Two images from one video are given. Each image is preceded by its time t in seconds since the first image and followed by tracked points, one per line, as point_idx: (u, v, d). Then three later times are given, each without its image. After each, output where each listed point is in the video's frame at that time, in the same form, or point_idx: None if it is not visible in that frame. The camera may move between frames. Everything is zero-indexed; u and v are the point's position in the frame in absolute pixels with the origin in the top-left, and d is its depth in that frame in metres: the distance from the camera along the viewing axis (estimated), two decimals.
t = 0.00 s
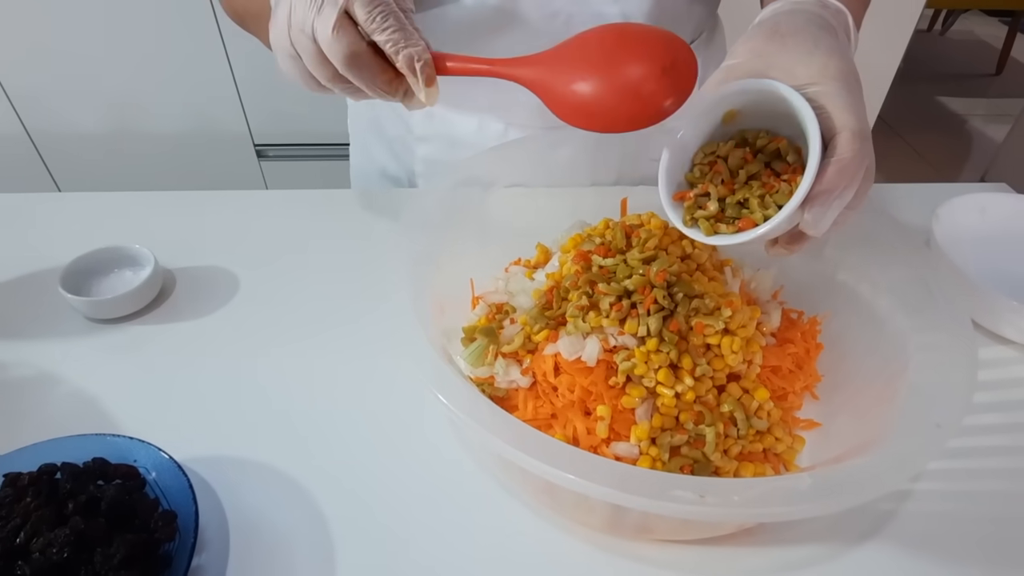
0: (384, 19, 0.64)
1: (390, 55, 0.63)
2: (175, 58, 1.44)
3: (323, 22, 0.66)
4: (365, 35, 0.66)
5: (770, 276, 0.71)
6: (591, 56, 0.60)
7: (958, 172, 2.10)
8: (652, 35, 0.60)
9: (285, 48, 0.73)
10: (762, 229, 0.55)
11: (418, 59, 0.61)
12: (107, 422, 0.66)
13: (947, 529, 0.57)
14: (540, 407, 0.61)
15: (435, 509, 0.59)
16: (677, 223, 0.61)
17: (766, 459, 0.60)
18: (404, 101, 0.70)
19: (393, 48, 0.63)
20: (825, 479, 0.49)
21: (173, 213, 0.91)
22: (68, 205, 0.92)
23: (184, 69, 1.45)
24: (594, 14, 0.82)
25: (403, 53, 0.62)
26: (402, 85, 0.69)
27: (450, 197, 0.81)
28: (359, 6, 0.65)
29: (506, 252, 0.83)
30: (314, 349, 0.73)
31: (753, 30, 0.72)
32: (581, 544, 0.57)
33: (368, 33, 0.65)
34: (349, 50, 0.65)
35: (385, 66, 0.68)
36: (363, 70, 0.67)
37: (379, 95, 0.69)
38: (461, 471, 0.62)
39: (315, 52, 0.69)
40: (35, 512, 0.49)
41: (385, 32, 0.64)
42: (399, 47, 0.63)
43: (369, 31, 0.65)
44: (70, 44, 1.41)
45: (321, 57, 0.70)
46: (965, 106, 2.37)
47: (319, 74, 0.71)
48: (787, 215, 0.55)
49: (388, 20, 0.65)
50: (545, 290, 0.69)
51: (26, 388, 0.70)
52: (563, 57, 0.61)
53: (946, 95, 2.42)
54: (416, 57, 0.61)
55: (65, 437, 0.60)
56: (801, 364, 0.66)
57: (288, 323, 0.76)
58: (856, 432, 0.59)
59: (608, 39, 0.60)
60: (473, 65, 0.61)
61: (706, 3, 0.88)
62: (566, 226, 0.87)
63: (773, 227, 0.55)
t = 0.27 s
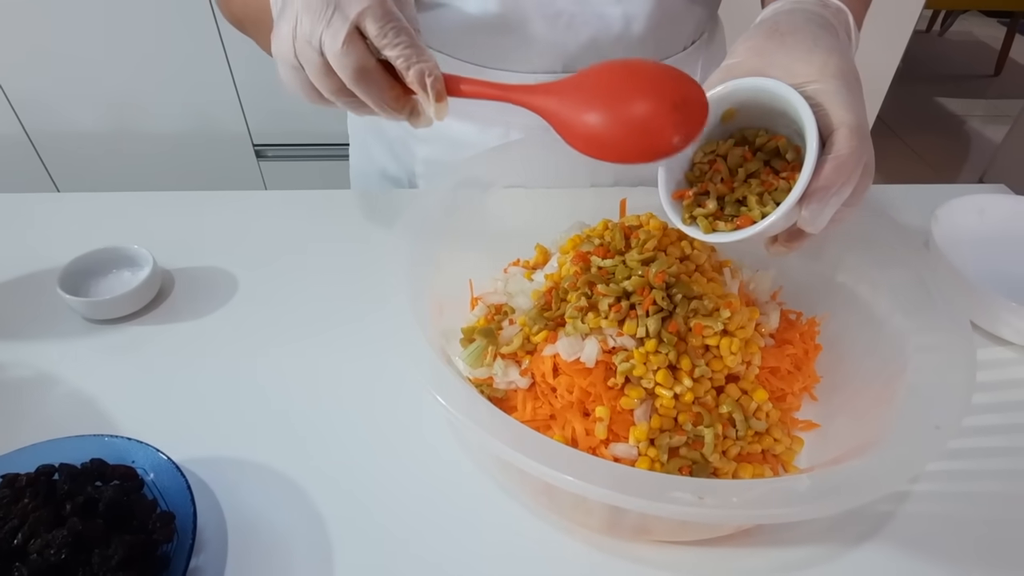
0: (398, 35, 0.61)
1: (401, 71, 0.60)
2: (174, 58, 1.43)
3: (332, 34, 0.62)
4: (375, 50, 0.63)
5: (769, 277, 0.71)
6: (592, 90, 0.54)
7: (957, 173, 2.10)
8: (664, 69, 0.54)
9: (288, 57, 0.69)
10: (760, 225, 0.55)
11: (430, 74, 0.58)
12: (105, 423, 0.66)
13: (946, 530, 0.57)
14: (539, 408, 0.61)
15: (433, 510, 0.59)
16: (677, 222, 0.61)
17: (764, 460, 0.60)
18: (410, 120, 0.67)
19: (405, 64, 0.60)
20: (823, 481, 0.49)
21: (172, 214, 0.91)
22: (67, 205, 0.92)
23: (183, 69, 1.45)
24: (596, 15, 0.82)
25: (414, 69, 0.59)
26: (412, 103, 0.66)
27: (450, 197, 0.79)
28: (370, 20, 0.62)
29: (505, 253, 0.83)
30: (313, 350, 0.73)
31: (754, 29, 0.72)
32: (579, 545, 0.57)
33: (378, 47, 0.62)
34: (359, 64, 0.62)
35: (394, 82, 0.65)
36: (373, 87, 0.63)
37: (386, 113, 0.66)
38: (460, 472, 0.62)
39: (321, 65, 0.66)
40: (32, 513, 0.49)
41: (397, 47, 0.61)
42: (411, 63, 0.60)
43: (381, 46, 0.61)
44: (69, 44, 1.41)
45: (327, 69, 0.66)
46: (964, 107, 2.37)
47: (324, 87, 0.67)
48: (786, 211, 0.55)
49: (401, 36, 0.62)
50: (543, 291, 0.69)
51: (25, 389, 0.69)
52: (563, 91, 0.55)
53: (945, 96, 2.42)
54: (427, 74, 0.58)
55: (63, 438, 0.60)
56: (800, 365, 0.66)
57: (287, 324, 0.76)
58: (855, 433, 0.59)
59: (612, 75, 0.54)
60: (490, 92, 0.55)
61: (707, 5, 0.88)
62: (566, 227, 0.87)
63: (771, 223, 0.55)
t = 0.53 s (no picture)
0: (440, 38, 0.56)
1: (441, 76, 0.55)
2: (174, 58, 1.43)
3: (370, 29, 0.55)
4: (411, 52, 0.57)
5: (769, 277, 0.71)
6: (637, 120, 0.57)
7: (957, 173, 2.10)
8: (688, 99, 0.57)
9: (307, 54, 0.59)
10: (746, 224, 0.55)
11: (473, 80, 0.55)
12: (103, 423, 0.66)
13: (947, 532, 0.57)
14: (539, 408, 0.61)
15: (433, 511, 0.59)
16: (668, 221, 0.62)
17: (765, 461, 0.60)
18: (437, 133, 0.60)
19: (446, 68, 0.55)
20: (824, 483, 0.48)
21: (171, 213, 0.91)
22: (65, 204, 0.92)
23: (183, 69, 1.45)
24: (597, 15, 0.82)
25: (457, 75, 0.55)
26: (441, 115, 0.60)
27: (450, 197, 0.79)
28: (413, 21, 0.56)
29: (505, 253, 0.83)
30: (312, 350, 0.73)
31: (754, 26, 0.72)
32: (579, 546, 0.57)
33: (419, 50, 0.56)
34: (396, 63, 0.55)
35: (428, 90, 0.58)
36: (412, 89, 0.56)
37: (413, 125, 0.58)
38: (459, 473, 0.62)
39: (352, 62, 0.57)
40: (29, 514, 0.49)
41: (440, 51, 0.56)
42: (452, 68, 0.55)
43: (422, 47, 0.56)
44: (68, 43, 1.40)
45: (357, 67, 0.57)
46: (964, 107, 2.37)
47: (347, 88, 0.58)
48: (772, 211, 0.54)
49: (445, 40, 0.57)
50: (543, 291, 0.69)
51: (23, 389, 0.69)
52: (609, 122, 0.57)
53: (945, 96, 2.42)
54: (470, 80, 0.55)
55: (60, 438, 0.60)
56: (800, 366, 0.65)
57: (286, 324, 0.76)
58: (856, 434, 0.59)
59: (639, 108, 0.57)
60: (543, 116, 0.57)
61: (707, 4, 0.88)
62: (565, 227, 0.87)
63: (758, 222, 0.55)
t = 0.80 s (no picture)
0: (489, 44, 0.52)
1: (492, 83, 0.51)
2: (173, 57, 1.43)
3: (413, 34, 0.50)
4: (458, 58, 0.52)
5: (769, 276, 0.70)
6: (683, 120, 0.56)
7: (957, 173, 2.10)
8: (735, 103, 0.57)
9: (335, 61, 0.52)
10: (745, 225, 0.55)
11: (526, 87, 0.51)
12: (100, 422, 0.66)
13: (948, 532, 0.57)
14: (538, 408, 0.60)
15: (432, 510, 0.59)
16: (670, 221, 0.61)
17: (765, 461, 0.60)
18: (481, 140, 0.53)
19: (498, 75, 0.51)
20: (825, 483, 0.48)
21: (169, 212, 0.91)
22: (63, 203, 0.91)
23: (182, 68, 1.44)
24: (597, 13, 0.82)
25: (508, 83, 0.51)
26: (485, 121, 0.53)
27: (449, 196, 0.79)
28: (458, 26, 0.51)
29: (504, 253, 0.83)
30: (311, 349, 0.73)
31: (758, 23, 0.72)
32: (578, 546, 0.56)
33: (467, 57, 0.51)
34: (444, 69, 0.49)
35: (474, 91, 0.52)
36: (460, 96, 0.50)
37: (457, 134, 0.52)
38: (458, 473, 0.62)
39: (392, 68, 0.50)
40: (25, 514, 0.49)
41: (492, 58, 0.51)
42: (504, 74, 0.51)
43: (473, 55, 0.51)
44: (67, 42, 1.40)
45: (396, 75, 0.50)
46: (964, 107, 2.36)
47: (383, 95, 0.51)
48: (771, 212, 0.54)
49: (491, 45, 0.52)
50: (542, 290, 0.68)
51: (20, 389, 0.69)
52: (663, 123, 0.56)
53: (945, 95, 2.42)
54: (522, 91, 0.51)
55: (57, 438, 0.59)
56: (801, 366, 0.65)
57: (285, 323, 0.75)
58: (857, 434, 0.59)
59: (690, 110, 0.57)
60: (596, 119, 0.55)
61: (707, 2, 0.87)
62: (565, 226, 0.86)
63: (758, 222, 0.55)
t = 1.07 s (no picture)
0: (513, 31, 0.55)
1: (514, 71, 0.53)
2: (172, 56, 1.43)
3: (439, 13, 0.51)
4: (482, 43, 0.54)
5: (769, 277, 0.70)
6: (693, 124, 0.57)
7: (957, 173, 2.09)
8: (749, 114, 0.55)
9: (348, 32, 0.52)
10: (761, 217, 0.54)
11: (548, 79, 0.53)
12: (97, 423, 0.66)
13: (948, 535, 0.57)
14: (537, 409, 0.60)
15: (430, 512, 0.58)
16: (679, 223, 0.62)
17: (764, 462, 0.59)
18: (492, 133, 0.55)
19: (520, 63, 0.53)
20: (824, 485, 0.48)
21: (167, 212, 0.90)
22: (60, 203, 0.91)
23: (181, 67, 1.44)
24: (596, 13, 0.81)
25: (531, 74, 0.53)
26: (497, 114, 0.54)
27: (448, 196, 0.79)
28: (484, 12, 0.54)
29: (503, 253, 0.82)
30: (309, 349, 0.72)
31: (762, 24, 0.73)
32: (577, 548, 0.56)
33: (491, 43, 0.54)
34: (468, 53, 0.50)
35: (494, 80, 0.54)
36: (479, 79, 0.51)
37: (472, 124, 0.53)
38: (456, 474, 0.61)
39: (412, 45, 0.51)
40: (21, 516, 0.48)
41: (514, 47, 0.54)
42: (526, 64, 0.53)
43: (496, 40, 0.53)
44: (66, 41, 1.40)
45: (415, 53, 0.51)
46: (964, 107, 2.36)
47: (399, 71, 0.51)
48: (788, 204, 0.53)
49: (514, 33, 0.55)
50: (541, 291, 0.68)
51: (17, 389, 0.69)
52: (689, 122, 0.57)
53: (945, 95, 2.41)
54: (543, 80, 0.52)
55: (54, 439, 0.59)
56: (800, 367, 0.65)
57: (284, 324, 0.75)
58: (856, 436, 0.59)
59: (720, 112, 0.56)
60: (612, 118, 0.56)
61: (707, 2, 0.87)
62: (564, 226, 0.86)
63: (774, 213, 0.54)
